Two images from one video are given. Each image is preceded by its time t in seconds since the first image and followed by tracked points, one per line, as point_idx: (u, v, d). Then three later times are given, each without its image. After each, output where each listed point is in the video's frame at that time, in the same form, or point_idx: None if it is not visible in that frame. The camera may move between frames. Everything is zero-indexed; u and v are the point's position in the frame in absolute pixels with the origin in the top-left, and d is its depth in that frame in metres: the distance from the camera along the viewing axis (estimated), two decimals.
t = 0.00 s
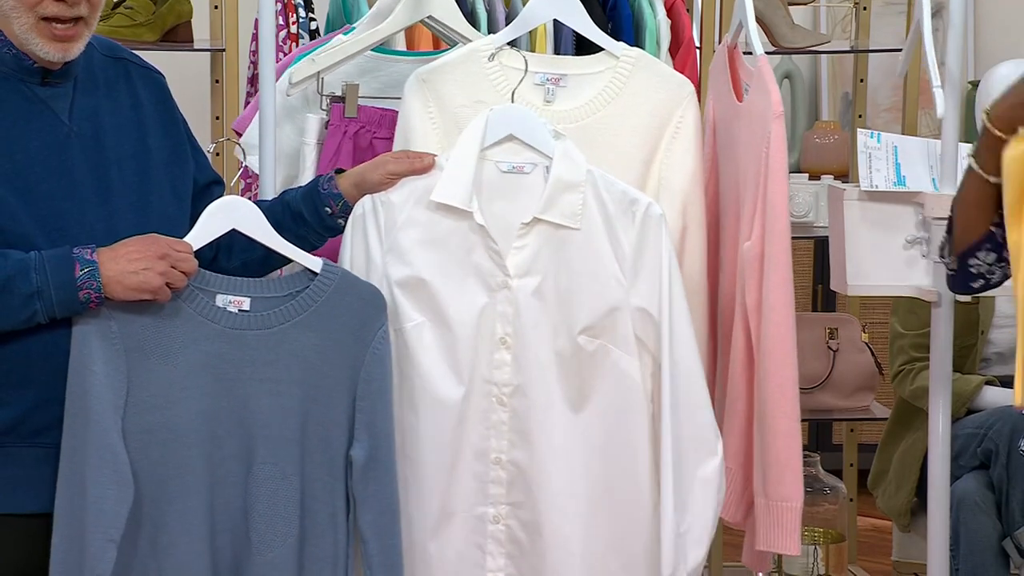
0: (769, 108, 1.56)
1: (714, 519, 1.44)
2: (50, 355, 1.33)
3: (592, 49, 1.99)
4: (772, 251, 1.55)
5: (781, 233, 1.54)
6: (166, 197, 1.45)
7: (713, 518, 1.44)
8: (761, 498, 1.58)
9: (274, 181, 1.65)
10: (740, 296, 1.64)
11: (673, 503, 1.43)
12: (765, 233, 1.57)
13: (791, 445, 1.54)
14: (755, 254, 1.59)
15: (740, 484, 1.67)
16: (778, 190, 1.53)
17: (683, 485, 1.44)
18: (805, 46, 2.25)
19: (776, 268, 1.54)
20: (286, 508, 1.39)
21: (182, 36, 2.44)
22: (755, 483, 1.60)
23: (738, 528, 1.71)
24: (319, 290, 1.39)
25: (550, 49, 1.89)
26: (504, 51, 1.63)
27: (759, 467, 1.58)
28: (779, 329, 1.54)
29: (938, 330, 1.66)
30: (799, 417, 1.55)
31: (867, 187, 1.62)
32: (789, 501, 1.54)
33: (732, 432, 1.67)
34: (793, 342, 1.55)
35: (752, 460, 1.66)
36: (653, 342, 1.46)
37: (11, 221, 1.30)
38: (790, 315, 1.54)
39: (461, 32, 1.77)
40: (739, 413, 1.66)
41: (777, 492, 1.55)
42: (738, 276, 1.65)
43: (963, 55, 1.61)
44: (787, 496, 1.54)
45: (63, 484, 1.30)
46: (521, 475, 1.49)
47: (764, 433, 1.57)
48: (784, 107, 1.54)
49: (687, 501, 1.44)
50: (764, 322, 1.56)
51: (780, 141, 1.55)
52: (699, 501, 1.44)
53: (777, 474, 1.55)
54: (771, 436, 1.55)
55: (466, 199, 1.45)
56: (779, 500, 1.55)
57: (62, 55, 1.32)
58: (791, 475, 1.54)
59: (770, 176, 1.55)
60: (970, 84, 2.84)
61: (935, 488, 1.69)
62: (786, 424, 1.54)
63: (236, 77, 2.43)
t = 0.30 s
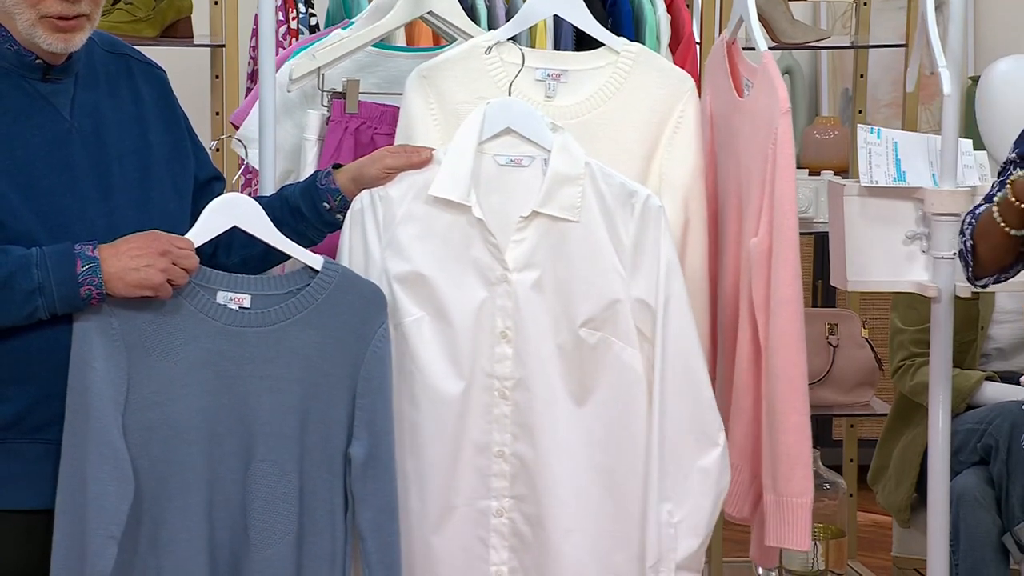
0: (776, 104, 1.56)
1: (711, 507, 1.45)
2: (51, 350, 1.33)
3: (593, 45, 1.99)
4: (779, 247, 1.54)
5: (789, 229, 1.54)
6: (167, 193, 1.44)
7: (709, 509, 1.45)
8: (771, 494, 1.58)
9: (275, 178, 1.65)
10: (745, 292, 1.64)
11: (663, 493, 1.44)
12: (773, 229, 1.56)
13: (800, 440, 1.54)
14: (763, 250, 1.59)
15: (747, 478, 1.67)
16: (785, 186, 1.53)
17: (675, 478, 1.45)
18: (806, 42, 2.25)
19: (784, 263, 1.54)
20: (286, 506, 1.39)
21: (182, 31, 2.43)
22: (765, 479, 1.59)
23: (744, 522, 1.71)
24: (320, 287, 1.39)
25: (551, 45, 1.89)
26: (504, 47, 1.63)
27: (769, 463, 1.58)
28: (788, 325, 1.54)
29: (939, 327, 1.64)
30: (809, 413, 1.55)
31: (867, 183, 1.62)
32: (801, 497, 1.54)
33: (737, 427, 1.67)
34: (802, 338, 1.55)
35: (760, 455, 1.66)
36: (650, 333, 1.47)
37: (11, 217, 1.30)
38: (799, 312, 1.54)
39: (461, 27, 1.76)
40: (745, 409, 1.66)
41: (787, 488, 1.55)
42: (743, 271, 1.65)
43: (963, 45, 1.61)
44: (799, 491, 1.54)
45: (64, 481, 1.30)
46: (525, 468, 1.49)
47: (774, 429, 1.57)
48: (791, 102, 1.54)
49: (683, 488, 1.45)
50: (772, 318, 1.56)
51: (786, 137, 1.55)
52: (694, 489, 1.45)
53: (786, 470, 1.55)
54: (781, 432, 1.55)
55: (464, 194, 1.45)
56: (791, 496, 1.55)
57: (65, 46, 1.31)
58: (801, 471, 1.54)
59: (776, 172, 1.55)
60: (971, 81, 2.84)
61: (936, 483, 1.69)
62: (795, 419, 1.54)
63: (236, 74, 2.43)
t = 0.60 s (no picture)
0: (780, 102, 1.55)
1: (698, 512, 1.46)
2: (51, 346, 1.33)
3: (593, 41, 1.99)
4: (784, 244, 1.55)
5: (793, 227, 1.54)
6: (168, 189, 1.44)
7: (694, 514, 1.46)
8: (774, 491, 1.58)
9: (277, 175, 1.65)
10: (746, 289, 1.64)
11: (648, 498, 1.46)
12: (776, 227, 1.56)
13: (804, 437, 1.55)
14: (765, 247, 1.59)
15: (749, 474, 1.67)
16: (789, 183, 1.53)
17: (663, 482, 1.47)
18: (806, 39, 2.25)
19: (789, 260, 1.54)
20: (282, 505, 1.39)
21: (182, 28, 2.43)
22: (767, 476, 1.59)
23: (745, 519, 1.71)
24: (320, 285, 1.39)
25: (551, 42, 1.89)
26: (505, 45, 1.63)
27: (771, 460, 1.58)
28: (792, 323, 1.54)
29: (938, 325, 1.65)
30: (812, 410, 1.55)
31: (867, 180, 1.62)
32: (805, 494, 1.55)
33: (739, 424, 1.67)
34: (806, 335, 1.55)
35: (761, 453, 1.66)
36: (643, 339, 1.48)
37: (12, 212, 1.30)
38: (803, 309, 1.54)
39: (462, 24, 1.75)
40: (745, 405, 1.67)
41: (791, 485, 1.55)
42: (744, 268, 1.65)
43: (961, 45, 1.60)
44: (803, 488, 1.54)
45: (64, 478, 1.30)
46: (514, 470, 1.48)
47: (777, 427, 1.57)
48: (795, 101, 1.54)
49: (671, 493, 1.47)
50: (776, 316, 1.56)
51: (790, 135, 1.55)
52: (681, 494, 1.47)
53: (789, 467, 1.55)
54: (785, 429, 1.55)
55: (463, 193, 1.45)
56: (795, 493, 1.55)
57: (65, 44, 1.30)
58: (805, 467, 1.54)
59: (780, 169, 1.55)
60: (971, 78, 2.84)
61: (936, 480, 1.69)
62: (798, 417, 1.55)
63: (236, 71, 2.43)
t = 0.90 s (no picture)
0: (783, 100, 1.55)
1: (694, 508, 1.47)
2: (50, 343, 1.33)
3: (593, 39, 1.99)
4: (786, 242, 1.55)
5: (795, 225, 1.54)
6: (166, 186, 1.44)
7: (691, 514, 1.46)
8: (774, 489, 1.58)
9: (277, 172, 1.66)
10: (745, 286, 1.64)
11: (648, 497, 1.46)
12: (778, 225, 1.56)
13: (805, 435, 1.55)
14: (767, 246, 1.59)
15: (747, 473, 1.67)
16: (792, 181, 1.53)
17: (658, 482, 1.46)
18: (805, 37, 2.25)
19: (791, 259, 1.54)
20: (278, 504, 1.39)
21: (182, 27, 2.44)
22: (767, 474, 1.59)
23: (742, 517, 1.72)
24: (318, 284, 1.39)
25: (550, 40, 1.88)
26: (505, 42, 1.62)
27: (771, 457, 1.58)
28: (794, 321, 1.55)
29: (939, 323, 1.65)
30: (813, 409, 1.56)
31: (867, 179, 1.61)
32: (806, 492, 1.55)
33: (737, 422, 1.67)
34: (807, 334, 1.55)
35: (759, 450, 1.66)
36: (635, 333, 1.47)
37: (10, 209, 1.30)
38: (805, 308, 1.54)
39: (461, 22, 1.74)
40: (743, 403, 1.67)
41: (791, 483, 1.56)
42: (743, 266, 1.65)
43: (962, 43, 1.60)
44: (804, 487, 1.54)
45: (62, 475, 1.30)
46: (504, 463, 1.49)
47: (777, 425, 1.57)
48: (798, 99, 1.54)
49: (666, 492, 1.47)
50: (777, 314, 1.56)
51: (793, 133, 1.55)
52: (676, 488, 1.47)
53: (789, 465, 1.55)
54: (785, 428, 1.55)
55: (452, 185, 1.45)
56: (795, 491, 1.55)
57: (63, 38, 1.31)
58: (805, 466, 1.54)
59: (783, 167, 1.55)
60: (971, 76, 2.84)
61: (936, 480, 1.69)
62: (799, 415, 1.55)
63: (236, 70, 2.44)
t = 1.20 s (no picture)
0: (787, 99, 1.55)
1: (692, 516, 1.45)
2: (50, 342, 1.33)
3: (593, 38, 1.98)
4: (790, 240, 1.55)
5: (799, 223, 1.54)
6: (164, 185, 1.44)
7: (692, 519, 1.45)
8: (777, 488, 1.58)
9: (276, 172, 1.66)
10: (746, 286, 1.64)
11: (648, 492, 1.45)
12: (781, 223, 1.56)
13: (808, 434, 1.55)
14: (770, 244, 1.59)
15: (749, 472, 1.67)
16: (796, 180, 1.53)
17: (659, 480, 1.45)
18: (805, 37, 2.25)
19: (795, 257, 1.54)
20: (281, 502, 1.40)
21: (182, 26, 2.44)
22: (770, 472, 1.59)
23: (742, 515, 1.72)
24: (318, 281, 1.39)
25: (550, 39, 1.88)
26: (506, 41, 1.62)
27: (774, 456, 1.58)
28: (798, 320, 1.55)
29: (939, 322, 1.64)
30: (817, 408, 1.56)
31: (867, 178, 1.61)
32: (808, 491, 1.55)
33: (738, 420, 1.67)
34: (811, 333, 1.55)
35: (759, 449, 1.66)
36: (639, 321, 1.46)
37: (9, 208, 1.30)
38: (808, 306, 1.54)
39: (461, 21, 1.74)
40: (744, 401, 1.67)
41: (794, 482, 1.56)
42: (745, 265, 1.65)
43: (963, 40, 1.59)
44: (806, 486, 1.55)
45: (64, 473, 1.30)
46: (505, 463, 1.49)
47: (780, 423, 1.57)
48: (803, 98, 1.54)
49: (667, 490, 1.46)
50: (781, 313, 1.56)
51: (797, 131, 1.55)
52: (675, 496, 1.45)
53: (792, 463, 1.55)
54: (788, 427, 1.55)
55: (454, 186, 1.45)
56: (798, 490, 1.55)
57: (61, 37, 1.31)
58: (809, 464, 1.55)
59: (787, 165, 1.55)
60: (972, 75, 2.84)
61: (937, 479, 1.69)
62: (803, 413, 1.55)
63: (237, 70, 2.44)
